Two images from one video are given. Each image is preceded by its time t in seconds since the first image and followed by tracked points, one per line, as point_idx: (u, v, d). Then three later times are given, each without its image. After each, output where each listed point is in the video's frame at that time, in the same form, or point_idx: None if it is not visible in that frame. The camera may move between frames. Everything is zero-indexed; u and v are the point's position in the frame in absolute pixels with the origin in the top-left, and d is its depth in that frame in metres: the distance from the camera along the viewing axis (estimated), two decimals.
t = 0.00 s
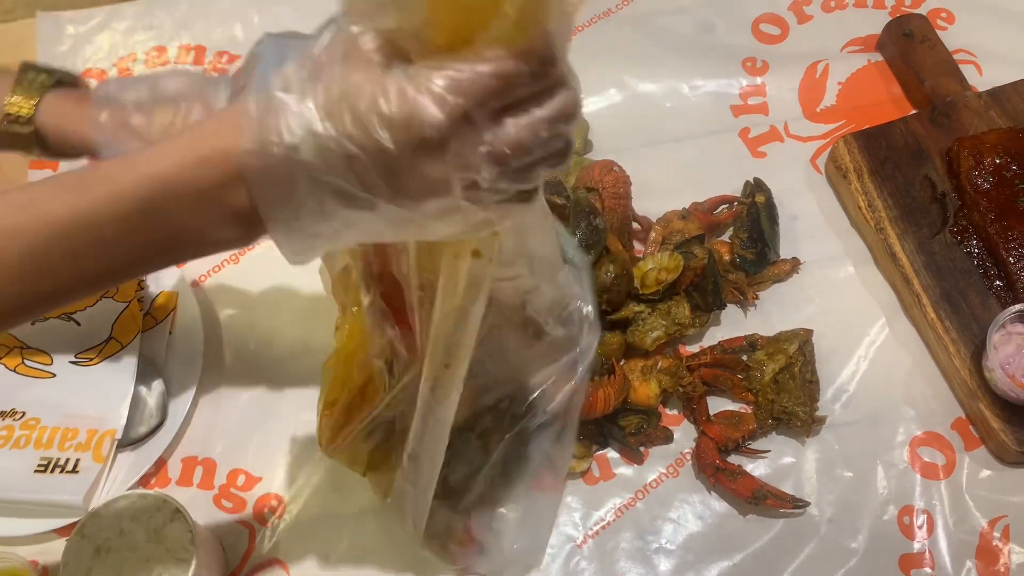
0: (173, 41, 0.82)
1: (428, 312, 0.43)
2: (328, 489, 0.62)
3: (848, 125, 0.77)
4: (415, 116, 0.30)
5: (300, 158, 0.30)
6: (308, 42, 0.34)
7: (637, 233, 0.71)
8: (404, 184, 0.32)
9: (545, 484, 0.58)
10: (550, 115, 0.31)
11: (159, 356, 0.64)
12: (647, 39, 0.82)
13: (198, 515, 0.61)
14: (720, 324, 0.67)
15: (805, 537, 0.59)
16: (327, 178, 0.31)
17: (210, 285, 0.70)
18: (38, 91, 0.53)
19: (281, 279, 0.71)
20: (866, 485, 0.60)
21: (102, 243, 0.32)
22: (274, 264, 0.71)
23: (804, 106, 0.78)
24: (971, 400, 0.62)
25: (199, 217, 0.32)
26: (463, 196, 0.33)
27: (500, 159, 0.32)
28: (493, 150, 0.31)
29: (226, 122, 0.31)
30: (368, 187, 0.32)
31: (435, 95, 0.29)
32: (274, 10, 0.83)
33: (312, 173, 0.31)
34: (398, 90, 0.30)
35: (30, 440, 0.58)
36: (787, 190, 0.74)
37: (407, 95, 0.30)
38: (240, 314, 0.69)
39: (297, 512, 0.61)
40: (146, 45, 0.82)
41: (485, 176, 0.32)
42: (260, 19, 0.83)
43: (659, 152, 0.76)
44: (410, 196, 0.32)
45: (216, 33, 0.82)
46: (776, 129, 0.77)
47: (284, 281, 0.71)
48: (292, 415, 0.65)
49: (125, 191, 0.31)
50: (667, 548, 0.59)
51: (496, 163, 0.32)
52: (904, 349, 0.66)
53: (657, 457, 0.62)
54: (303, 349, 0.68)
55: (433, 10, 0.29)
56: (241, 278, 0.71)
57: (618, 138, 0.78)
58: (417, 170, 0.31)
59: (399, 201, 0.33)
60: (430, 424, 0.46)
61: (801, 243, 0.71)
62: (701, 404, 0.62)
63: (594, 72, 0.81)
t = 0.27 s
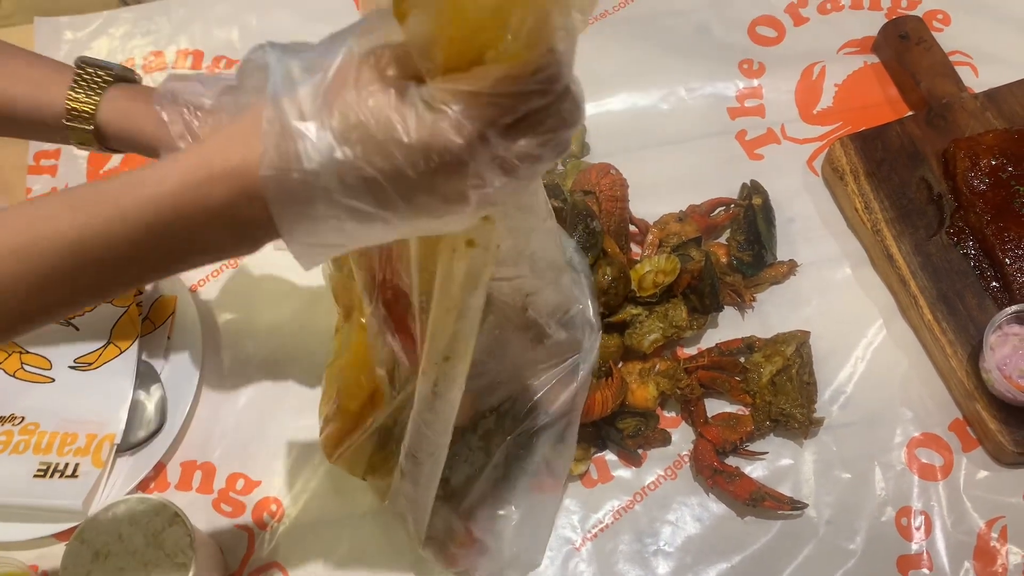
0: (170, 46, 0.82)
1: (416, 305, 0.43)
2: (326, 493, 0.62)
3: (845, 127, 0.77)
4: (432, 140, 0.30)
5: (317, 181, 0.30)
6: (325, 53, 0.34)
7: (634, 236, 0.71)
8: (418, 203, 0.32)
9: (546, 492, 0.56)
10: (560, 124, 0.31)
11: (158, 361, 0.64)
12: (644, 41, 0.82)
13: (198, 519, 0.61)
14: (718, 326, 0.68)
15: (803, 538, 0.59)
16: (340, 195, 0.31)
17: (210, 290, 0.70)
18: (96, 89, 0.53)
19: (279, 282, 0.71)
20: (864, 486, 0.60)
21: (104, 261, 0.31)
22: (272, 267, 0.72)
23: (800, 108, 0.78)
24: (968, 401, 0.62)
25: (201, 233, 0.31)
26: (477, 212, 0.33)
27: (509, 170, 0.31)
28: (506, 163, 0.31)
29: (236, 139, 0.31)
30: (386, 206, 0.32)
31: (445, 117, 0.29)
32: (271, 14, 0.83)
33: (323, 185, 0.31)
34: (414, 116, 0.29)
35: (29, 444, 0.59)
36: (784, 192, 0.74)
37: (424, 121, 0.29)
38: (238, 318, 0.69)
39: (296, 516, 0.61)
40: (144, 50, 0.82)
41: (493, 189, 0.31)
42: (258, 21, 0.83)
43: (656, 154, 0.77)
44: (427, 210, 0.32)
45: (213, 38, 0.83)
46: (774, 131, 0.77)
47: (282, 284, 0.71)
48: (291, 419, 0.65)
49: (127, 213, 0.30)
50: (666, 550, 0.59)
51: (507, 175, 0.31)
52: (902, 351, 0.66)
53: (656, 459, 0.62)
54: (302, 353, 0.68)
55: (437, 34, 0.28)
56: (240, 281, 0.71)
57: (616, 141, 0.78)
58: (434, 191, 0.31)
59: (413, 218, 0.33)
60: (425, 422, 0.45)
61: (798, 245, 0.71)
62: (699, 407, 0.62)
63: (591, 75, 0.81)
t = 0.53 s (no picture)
0: (169, 51, 0.82)
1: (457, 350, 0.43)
2: (327, 497, 0.62)
3: (843, 130, 0.78)
4: (465, 146, 0.30)
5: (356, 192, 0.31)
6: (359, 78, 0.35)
7: (633, 239, 0.71)
8: (453, 210, 0.32)
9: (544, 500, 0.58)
10: (585, 146, 0.31)
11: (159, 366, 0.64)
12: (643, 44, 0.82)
13: (199, 523, 0.61)
14: (717, 328, 0.68)
15: (804, 541, 0.59)
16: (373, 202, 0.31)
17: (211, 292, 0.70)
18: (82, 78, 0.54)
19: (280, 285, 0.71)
20: (864, 488, 0.60)
21: (141, 268, 0.30)
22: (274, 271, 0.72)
23: (799, 111, 0.78)
24: (967, 403, 0.62)
25: (241, 243, 0.31)
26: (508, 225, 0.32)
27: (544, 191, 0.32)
28: (536, 176, 0.31)
29: (278, 156, 0.31)
30: (419, 214, 0.32)
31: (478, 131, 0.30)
32: (270, 20, 0.84)
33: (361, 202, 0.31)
34: (448, 119, 0.30)
35: (30, 449, 0.59)
36: (782, 195, 0.74)
37: (457, 124, 0.30)
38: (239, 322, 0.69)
39: (298, 520, 0.61)
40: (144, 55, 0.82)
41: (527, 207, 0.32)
42: (257, 26, 0.84)
43: (655, 157, 0.77)
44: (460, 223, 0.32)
45: (213, 43, 0.83)
46: (772, 134, 0.77)
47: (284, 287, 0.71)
48: (293, 423, 0.65)
49: (172, 218, 0.30)
50: (666, 553, 0.59)
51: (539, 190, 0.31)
52: (901, 353, 0.66)
53: (655, 462, 0.62)
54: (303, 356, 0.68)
55: (471, 57, 0.30)
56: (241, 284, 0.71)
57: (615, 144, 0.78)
58: (469, 201, 0.31)
59: (450, 226, 0.32)
60: (440, 449, 0.47)
61: (797, 247, 0.71)
62: (698, 409, 0.62)
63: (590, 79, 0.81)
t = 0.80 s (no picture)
0: (167, 54, 0.82)
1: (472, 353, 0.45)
2: (326, 504, 0.62)
3: (843, 132, 0.77)
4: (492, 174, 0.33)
5: (389, 219, 0.33)
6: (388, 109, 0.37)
7: (633, 242, 0.71)
8: (485, 241, 0.34)
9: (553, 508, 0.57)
10: (614, 168, 0.33)
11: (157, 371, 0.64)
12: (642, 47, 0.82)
13: (197, 529, 0.61)
14: (717, 332, 0.67)
15: (805, 546, 0.58)
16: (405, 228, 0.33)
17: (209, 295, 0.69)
18: (43, 81, 0.56)
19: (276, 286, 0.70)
20: (865, 492, 0.60)
21: (164, 294, 0.32)
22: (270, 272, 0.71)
23: (799, 114, 0.78)
24: (969, 406, 0.62)
25: (266, 274, 0.32)
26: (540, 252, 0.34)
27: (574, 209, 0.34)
28: (567, 199, 0.33)
29: (302, 186, 0.33)
30: (448, 238, 0.34)
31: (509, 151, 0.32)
32: (268, 23, 0.83)
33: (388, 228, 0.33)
34: (480, 143, 0.33)
35: (27, 455, 0.58)
36: (782, 197, 0.74)
37: (487, 147, 0.33)
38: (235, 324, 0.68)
39: (297, 526, 0.61)
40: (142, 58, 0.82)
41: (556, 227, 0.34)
42: (254, 29, 0.83)
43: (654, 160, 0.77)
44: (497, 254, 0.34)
45: (210, 46, 0.83)
46: (772, 136, 0.77)
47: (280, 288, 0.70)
48: (291, 428, 0.65)
49: (196, 246, 0.32)
50: (667, 558, 0.59)
51: (569, 212, 0.34)
52: (902, 356, 0.66)
53: (655, 467, 0.62)
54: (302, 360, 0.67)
55: (507, 87, 0.33)
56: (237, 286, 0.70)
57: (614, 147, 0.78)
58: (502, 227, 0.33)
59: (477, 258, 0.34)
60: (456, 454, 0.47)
61: (797, 250, 0.71)
62: (699, 413, 0.62)
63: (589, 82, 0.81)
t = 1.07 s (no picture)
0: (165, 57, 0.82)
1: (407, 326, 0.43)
2: (325, 506, 0.62)
3: (842, 132, 0.77)
4: (376, 122, 0.29)
5: (272, 192, 0.29)
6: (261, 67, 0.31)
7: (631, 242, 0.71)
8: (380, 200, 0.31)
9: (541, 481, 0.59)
10: (500, 90, 0.31)
11: (154, 373, 0.63)
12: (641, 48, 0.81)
13: (195, 532, 0.61)
14: (715, 333, 0.67)
15: (805, 547, 0.58)
16: (293, 203, 0.29)
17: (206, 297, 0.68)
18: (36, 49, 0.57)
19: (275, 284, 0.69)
20: (865, 493, 0.60)
21: (59, 303, 0.30)
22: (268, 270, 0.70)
23: (797, 115, 0.78)
24: (968, 406, 0.61)
25: (163, 264, 0.30)
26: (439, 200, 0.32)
27: (464, 154, 0.31)
28: (461, 140, 0.31)
29: (187, 162, 0.30)
30: (344, 209, 0.31)
31: (380, 107, 0.29)
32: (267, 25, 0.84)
33: (278, 196, 0.29)
34: (348, 98, 0.29)
35: (24, 457, 0.58)
36: (781, 198, 0.74)
37: (357, 101, 0.29)
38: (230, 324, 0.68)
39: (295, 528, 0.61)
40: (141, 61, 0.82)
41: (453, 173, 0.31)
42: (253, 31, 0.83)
43: (652, 162, 0.77)
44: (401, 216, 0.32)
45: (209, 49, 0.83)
46: (770, 137, 0.77)
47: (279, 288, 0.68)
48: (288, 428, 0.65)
49: (73, 247, 0.29)
50: (666, 559, 0.59)
51: (465, 157, 0.31)
52: (902, 356, 0.66)
53: (654, 468, 0.62)
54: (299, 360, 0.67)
55: (377, 29, 0.29)
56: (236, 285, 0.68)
57: (613, 148, 0.78)
58: (397, 181, 0.30)
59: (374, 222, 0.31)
60: (438, 412, 0.48)
61: (796, 251, 0.71)
62: (697, 415, 0.62)
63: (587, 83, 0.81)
